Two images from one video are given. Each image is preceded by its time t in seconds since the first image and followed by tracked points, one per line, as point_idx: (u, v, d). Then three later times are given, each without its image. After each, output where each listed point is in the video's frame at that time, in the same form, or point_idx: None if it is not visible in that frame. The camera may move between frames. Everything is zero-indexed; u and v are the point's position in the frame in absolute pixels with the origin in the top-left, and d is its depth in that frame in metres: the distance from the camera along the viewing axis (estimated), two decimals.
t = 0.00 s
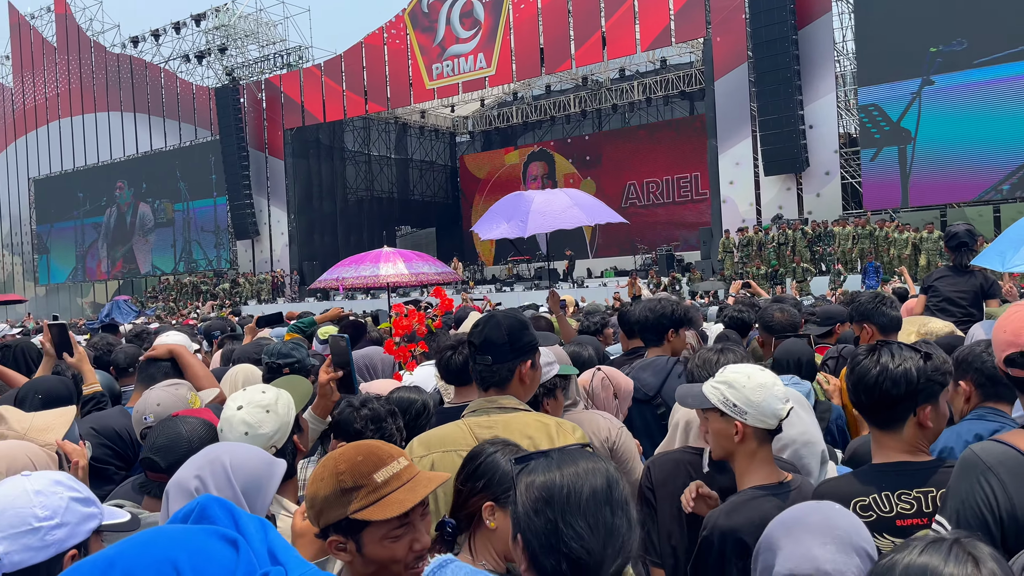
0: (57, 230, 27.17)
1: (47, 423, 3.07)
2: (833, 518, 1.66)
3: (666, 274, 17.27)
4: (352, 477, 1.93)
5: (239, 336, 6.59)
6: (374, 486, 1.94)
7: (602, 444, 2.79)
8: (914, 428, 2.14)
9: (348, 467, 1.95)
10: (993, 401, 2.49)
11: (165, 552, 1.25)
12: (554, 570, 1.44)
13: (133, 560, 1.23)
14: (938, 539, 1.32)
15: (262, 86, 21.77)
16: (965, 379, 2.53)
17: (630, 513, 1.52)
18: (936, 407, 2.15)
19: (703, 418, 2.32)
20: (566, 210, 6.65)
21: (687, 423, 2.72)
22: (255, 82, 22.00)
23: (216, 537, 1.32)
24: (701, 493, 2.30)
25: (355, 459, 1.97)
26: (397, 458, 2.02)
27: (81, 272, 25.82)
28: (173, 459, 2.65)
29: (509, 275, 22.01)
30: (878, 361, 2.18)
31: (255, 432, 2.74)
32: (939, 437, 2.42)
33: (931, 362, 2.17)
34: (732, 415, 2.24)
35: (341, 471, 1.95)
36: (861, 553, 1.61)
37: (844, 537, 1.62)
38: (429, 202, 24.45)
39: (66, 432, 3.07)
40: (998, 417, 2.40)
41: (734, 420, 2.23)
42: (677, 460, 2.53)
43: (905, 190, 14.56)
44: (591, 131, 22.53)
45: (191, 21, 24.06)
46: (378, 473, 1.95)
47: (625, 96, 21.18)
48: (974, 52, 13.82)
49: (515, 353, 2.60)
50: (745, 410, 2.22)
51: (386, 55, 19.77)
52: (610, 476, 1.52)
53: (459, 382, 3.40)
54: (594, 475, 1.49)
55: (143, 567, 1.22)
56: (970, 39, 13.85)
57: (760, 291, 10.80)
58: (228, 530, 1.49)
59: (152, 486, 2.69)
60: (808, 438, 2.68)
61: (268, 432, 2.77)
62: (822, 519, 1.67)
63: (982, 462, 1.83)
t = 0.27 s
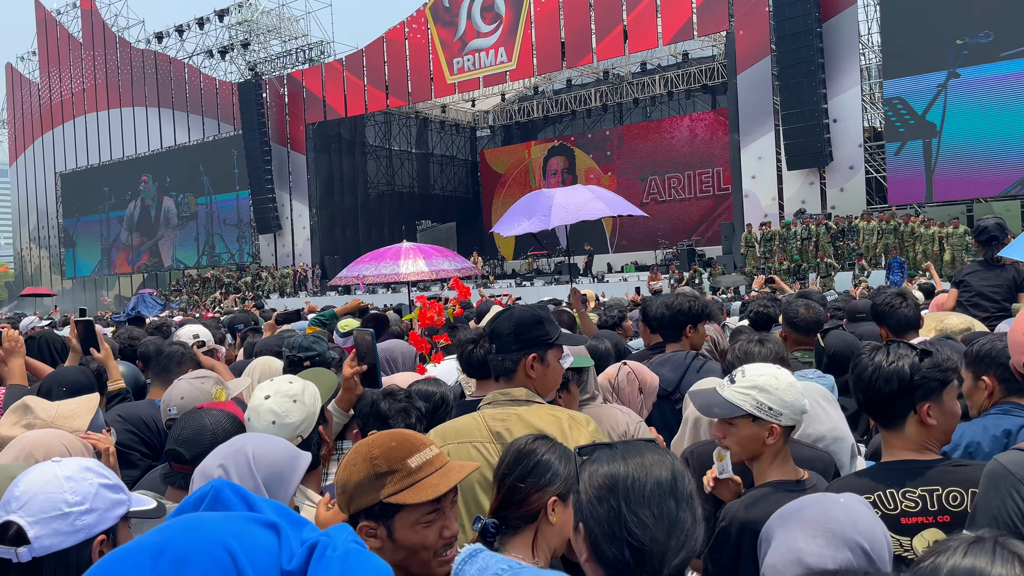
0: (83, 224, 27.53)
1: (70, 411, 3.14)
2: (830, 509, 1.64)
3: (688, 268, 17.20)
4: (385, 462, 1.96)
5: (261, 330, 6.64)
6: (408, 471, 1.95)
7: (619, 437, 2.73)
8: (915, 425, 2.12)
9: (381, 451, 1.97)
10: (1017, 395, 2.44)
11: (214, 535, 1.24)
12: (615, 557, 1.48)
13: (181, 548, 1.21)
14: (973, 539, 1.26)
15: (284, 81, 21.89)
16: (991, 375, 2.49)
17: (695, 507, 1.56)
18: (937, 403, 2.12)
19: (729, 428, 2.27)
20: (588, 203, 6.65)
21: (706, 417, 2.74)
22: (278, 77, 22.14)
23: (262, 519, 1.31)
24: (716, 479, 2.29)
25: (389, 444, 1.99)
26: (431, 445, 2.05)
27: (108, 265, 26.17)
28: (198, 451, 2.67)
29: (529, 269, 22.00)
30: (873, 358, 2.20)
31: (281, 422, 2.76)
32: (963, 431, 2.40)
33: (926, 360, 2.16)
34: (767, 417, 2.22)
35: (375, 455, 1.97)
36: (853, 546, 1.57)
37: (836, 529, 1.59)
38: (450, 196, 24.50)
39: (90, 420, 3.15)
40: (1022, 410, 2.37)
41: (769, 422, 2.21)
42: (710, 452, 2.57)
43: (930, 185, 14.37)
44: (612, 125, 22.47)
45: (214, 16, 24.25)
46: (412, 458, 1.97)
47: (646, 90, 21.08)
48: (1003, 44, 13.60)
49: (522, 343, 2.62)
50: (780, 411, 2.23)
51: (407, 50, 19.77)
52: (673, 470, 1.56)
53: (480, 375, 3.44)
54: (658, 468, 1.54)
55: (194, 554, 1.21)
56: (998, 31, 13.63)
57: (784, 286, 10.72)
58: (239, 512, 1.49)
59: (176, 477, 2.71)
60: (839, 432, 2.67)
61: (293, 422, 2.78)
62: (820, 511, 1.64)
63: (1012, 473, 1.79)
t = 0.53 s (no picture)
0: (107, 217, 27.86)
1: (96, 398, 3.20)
2: (840, 512, 1.62)
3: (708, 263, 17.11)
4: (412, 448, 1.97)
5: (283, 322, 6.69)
6: (433, 456, 1.97)
7: (642, 432, 2.72)
8: (925, 426, 2.09)
9: (408, 438, 1.98)
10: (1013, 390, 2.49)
11: (259, 516, 1.19)
12: (659, 551, 1.47)
13: (231, 533, 1.15)
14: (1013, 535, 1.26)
15: (306, 75, 21.98)
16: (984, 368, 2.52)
17: (744, 511, 1.52)
18: (947, 403, 2.09)
19: (770, 420, 2.26)
20: (608, 199, 6.66)
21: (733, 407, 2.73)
22: (299, 71, 22.25)
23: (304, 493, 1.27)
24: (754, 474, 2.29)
25: (414, 432, 2.00)
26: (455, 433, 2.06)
27: (132, 258, 26.47)
28: (225, 441, 2.70)
29: (548, 264, 22.00)
30: (876, 359, 2.16)
31: (304, 413, 2.78)
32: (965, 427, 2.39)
33: (934, 358, 2.12)
34: (808, 408, 2.22)
35: (400, 442, 1.98)
36: (861, 547, 1.55)
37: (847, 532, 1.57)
38: (470, 190, 24.54)
39: (115, 407, 3.22)
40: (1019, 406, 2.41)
41: (809, 412, 2.21)
42: (738, 443, 2.56)
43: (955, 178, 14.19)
44: (632, 119, 22.40)
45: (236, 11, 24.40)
46: (437, 443, 1.99)
47: (667, 84, 20.97)
48: None
49: (538, 336, 2.61)
50: (820, 402, 2.23)
51: (427, 43, 19.75)
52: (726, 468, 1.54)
53: (501, 368, 3.47)
54: (711, 469, 1.52)
55: (247, 536, 1.15)
56: None
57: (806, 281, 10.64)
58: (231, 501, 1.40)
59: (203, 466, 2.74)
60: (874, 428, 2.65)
61: (316, 413, 2.81)
62: (831, 512, 1.63)
63: None
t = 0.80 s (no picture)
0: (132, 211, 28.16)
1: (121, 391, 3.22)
2: (862, 502, 1.56)
3: (730, 257, 17.01)
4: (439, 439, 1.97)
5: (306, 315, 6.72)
6: (462, 449, 1.96)
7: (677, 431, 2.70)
8: (953, 424, 2.04)
9: (434, 430, 1.98)
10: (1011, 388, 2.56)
11: (312, 512, 1.16)
12: (665, 547, 1.45)
13: (293, 528, 1.13)
14: None
15: (327, 69, 22.06)
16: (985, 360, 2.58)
17: (746, 504, 1.51)
18: (974, 400, 2.05)
19: (815, 409, 2.28)
20: (627, 190, 6.65)
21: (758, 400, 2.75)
22: (321, 64, 22.35)
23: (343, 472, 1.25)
24: (802, 469, 2.21)
25: (442, 425, 2.00)
26: (480, 427, 2.05)
27: (155, 251, 26.71)
28: (249, 433, 2.69)
29: (569, 257, 21.98)
30: (906, 359, 2.08)
31: (326, 406, 2.78)
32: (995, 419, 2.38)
33: (961, 356, 2.06)
34: (853, 398, 2.24)
35: (428, 435, 1.98)
36: (879, 539, 1.49)
37: (865, 523, 1.51)
38: (490, 184, 24.55)
39: (135, 392, 3.24)
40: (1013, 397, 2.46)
41: (854, 402, 2.23)
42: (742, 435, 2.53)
43: (983, 170, 13.97)
44: (654, 112, 22.28)
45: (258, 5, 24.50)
46: (465, 437, 1.99)
47: (689, 76, 20.82)
48: None
49: (550, 327, 2.62)
50: (866, 390, 2.25)
51: (448, 37, 19.73)
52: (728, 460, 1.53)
53: (521, 362, 3.47)
54: (714, 464, 1.49)
55: (309, 526, 1.14)
56: None
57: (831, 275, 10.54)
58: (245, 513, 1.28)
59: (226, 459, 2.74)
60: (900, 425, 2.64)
61: (337, 406, 2.81)
62: (852, 502, 1.57)
63: None
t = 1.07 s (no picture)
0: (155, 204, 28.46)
1: (146, 386, 3.25)
2: (886, 495, 1.53)
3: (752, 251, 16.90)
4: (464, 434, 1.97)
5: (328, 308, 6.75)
6: (489, 443, 1.96)
7: (716, 427, 2.71)
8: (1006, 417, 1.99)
9: (463, 423, 1.98)
10: None
11: (347, 509, 1.18)
12: (655, 543, 1.43)
13: (327, 527, 1.14)
14: None
15: (348, 63, 22.12)
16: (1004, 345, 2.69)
17: (729, 489, 1.51)
18: None
19: (846, 411, 2.25)
20: (644, 177, 6.63)
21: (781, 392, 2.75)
22: (342, 58, 22.42)
23: (369, 473, 1.27)
24: (852, 473, 2.12)
25: (471, 417, 2.00)
26: (507, 421, 2.04)
27: (178, 244, 26.97)
28: (273, 424, 2.70)
29: (589, 251, 21.94)
30: (977, 352, 1.98)
31: (349, 395, 2.79)
32: None
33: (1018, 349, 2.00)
34: (877, 392, 2.22)
35: (457, 428, 1.98)
36: (901, 531, 1.47)
37: (886, 515, 1.50)
38: (510, 178, 24.55)
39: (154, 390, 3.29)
40: None
41: (881, 396, 2.21)
42: (753, 432, 2.52)
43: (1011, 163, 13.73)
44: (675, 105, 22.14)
45: None
46: (492, 432, 1.98)
47: (711, 69, 20.65)
48: None
49: (570, 319, 2.62)
50: (889, 382, 2.22)
51: (469, 30, 19.70)
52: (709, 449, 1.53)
53: (541, 356, 3.46)
54: (694, 451, 1.49)
55: (340, 526, 1.15)
56: None
57: (855, 270, 10.44)
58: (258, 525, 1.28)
59: (249, 450, 2.75)
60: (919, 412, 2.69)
61: (360, 396, 2.82)
62: (876, 494, 1.55)
63: None
